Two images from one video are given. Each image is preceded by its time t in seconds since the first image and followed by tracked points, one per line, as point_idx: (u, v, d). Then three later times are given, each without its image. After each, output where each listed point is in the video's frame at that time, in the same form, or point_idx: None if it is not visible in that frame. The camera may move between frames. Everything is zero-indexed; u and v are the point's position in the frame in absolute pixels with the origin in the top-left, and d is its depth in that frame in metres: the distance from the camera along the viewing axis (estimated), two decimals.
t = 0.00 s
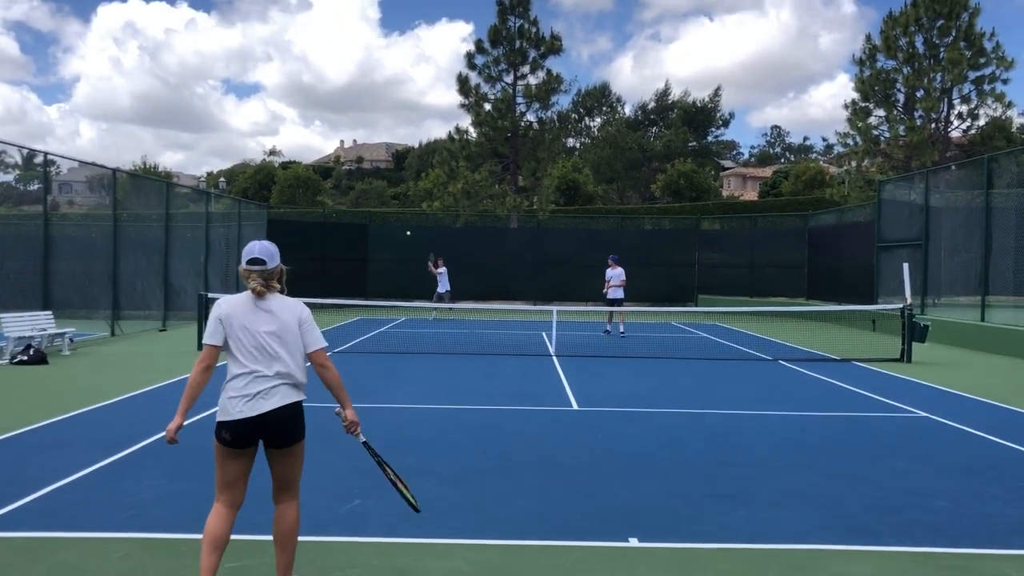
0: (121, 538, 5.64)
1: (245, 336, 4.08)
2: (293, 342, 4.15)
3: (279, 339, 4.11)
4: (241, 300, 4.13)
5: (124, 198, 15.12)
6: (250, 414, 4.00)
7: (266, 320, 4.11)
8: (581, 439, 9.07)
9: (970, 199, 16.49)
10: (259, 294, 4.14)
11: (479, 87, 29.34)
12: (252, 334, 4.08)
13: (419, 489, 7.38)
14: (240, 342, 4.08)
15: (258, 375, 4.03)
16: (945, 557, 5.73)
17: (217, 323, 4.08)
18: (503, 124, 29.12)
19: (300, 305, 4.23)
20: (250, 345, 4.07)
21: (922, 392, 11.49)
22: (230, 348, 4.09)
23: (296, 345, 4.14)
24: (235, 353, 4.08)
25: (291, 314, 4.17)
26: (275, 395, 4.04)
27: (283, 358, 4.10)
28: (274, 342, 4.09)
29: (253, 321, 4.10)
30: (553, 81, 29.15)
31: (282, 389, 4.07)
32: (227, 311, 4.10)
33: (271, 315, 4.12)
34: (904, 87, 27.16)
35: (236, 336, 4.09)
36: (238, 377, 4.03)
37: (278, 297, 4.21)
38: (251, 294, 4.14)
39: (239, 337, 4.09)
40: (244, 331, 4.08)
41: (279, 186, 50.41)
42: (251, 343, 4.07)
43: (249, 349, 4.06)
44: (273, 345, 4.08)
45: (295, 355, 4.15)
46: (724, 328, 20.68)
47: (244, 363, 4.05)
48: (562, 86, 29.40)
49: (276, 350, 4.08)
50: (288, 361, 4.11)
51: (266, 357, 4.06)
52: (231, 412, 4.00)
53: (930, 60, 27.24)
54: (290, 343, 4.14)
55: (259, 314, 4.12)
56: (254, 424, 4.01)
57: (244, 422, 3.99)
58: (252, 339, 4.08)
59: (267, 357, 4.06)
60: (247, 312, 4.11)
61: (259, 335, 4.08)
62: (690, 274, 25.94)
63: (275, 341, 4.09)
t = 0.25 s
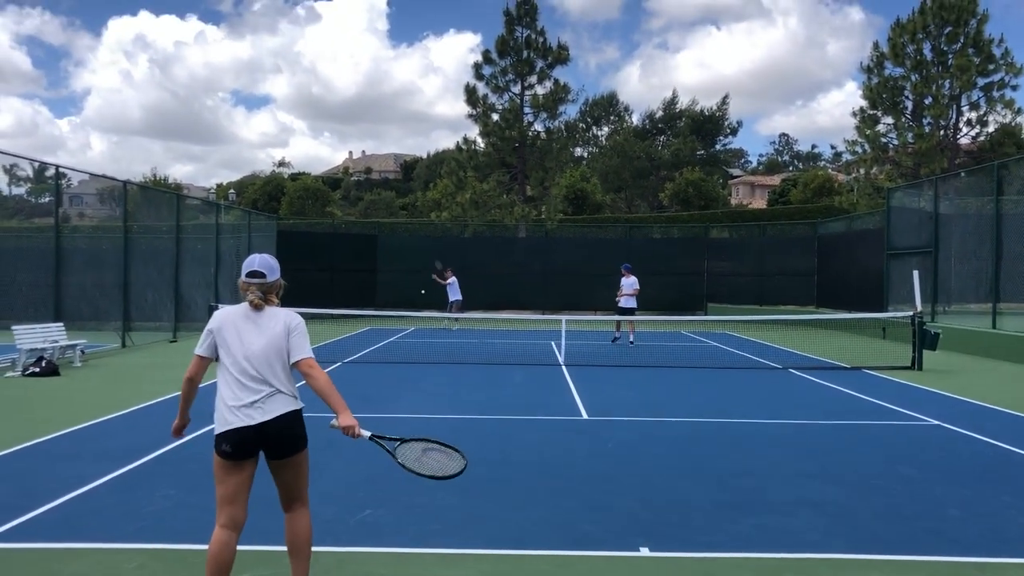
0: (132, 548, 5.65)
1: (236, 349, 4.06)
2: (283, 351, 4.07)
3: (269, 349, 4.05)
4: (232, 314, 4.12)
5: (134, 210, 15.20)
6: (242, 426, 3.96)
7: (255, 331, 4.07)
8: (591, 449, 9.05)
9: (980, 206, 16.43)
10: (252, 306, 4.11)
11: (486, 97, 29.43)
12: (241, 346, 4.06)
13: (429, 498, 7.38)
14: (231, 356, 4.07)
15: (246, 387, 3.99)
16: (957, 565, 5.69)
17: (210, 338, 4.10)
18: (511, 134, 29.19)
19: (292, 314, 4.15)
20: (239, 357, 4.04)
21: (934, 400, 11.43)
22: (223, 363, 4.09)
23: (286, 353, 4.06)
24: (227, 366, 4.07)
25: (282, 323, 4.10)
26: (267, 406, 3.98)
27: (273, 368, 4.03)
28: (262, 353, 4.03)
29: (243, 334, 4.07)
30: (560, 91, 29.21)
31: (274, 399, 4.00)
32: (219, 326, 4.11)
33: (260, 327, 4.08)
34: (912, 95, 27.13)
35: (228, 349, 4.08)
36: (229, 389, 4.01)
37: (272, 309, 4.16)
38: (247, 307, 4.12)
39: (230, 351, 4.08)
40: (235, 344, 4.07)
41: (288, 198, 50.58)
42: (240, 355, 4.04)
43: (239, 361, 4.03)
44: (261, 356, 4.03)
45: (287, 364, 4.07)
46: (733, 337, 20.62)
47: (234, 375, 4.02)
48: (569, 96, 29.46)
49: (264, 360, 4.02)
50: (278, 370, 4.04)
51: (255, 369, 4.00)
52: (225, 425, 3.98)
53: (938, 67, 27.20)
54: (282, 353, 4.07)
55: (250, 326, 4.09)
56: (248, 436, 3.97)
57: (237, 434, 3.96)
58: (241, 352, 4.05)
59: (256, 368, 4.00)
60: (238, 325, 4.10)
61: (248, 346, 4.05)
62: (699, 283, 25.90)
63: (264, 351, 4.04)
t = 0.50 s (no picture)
0: (147, 553, 5.67)
1: (255, 356, 4.07)
2: (303, 361, 4.08)
3: (288, 357, 4.05)
4: (252, 322, 4.13)
5: (146, 216, 15.28)
6: (256, 432, 3.95)
7: (275, 339, 4.08)
8: (603, 452, 9.01)
9: (994, 207, 16.33)
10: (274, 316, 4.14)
11: (496, 101, 29.45)
12: (261, 353, 4.06)
13: (441, 503, 7.37)
14: (251, 362, 4.07)
15: (264, 393, 3.98)
16: (973, 568, 5.64)
17: (231, 344, 4.11)
18: (520, 138, 29.21)
19: (314, 325, 4.17)
20: (258, 364, 4.04)
21: (948, 402, 11.35)
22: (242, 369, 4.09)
23: (306, 363, 4.07)
24: (246, 373, 4.07)
25: (303, 333, 4.12)
26: (281, 414, 3.97)
27: (291, 377, 4.03)
28: (282, 361, 4.04)
29: (264, 341, 4.08)
30: (570, 94, 29.20)
31: (289, 408, 3.99)
32: (240, 332, 4.12)
33: (282, 335, 4.09)
34: (924, 95, 27.01)
35: (247, 355, 4.08)
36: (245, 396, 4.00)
37: (294, 318, 4.18)
38: (267, 315, 4.15)
39: (250, 357, 4.08)
40: (254, 350, 4.07)
41: (298, 203, 50.72)
42: (259, 362, 4.04)
43: (257, 368, 4.02)
44: (281, 364, 4.03)
45: (305, 374, 4.08)
46: (745, 339, 20.54)
47: (252, 383, 4.02)
48: (579, 99, 29.45)
49: (284, 368, 4.03)
50: (296, 380, 4.03)
51: (273, 377, 4.00)
52: (238, 431, 3.98)
53: (949, 67, 27.07)
54: (300, 363, 4.08)
55: (271, 334, 4.10)
56: (261, 443, 3.95)
57: (251, 441, 3.95)
58: (260, 359, 4.05)
59: (274, 376, 4.00)
60: (259, 332, 4.11)
61: (268, 354, 4.05)
62: (710, 286, 25.83)
63: (283, 359, 4.04)
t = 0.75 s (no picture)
0: (161, 553, 5.69)
1: (252, 355, 4.06)
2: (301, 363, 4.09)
3: (287, 358, 4.05)
4: (251, 321, 4.12)
5: (159, 218, 15.35)
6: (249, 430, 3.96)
7: (275, 340, 4.07)
8: (614, 451, 8.99)
9: (1008, 203, 16.21)
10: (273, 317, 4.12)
11: (506, 100, 29.45)
12: (260, 353, 4.05)
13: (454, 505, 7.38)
14: (248, 362, 4.06)
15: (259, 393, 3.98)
16: (989, 566, 5.60)
17: (228, 341, 4.10)
18: (531, 137, 29.21)
19: (313, 327, 4.17)
20: (256, 364, 4.03)
21: (963, 399, 11.28)
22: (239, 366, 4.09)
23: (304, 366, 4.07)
24: (243, 372, 4.07)
25: (301, 335, 4.11)
26: (276, 413, 3.97)
27: (288, 378, 4.04)
28: (280, 362, 4.04)
29: (262, 341, 4.07)
30: (580, 93, 29.17)
31: (284, 409, 4.00)
32: (239, 330, 4.11)
33: (281, 335, 4.08)
34: (936, 91, 26.85)
35: (245, 354, 4.08)
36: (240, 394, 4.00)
37: (295, 320, 4.18)
38: (267, 315, 4.14)
39: (247, 356, 4.07)
40: (252, 349, 4.06)
41: (310, 204, 50.88)
42: (257, 362, 4.04)
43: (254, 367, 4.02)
44: (278, 365, 4.02)
45: (303, 376, 4.08)
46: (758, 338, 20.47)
47: (248, 382, 4.02)
48: (589, 98, 29.42)
49: (281, 369, 4.02)
50: (292, 381, 4.04)
51: (270, 377, 4.00)
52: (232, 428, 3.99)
53: (962, 63, 26.90)
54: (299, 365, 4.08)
55: (270, 334, 4.09)
56: (254, 441, 3.96)
57: (243, 438, 3.96)
58: (258, 358, 4.04)
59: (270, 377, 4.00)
60: (257, 332, 4.10)
61: (266, 354, 4.04)
62: (722, 284, 25.73)
63: (282, 360, 4.04)
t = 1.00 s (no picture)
0: (173, 552, 5.71)
1: (244, 361, 4.08)
2: (293, 370, 4.12)
3: (279, 364, 4.08)
4: (242, 330, 4.16)
5: (169, 218, 15.40)
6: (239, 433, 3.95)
7: (267, 347, 4.11)
8: (624, 449, 8.99)
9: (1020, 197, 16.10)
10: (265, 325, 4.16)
11: (515, 98, 29.43)
12: (251, 360, 4.08)
13: (464, 506, 7.38)
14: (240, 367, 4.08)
15: (250, 396, 3.99)
16: (1001, 563, 5.57)
17: (219, 349, 4.13)
18: (540, 135, 29.19)
19: (305, 337, 4.21)
20: (247, 369, 4.05)
21: (975, 395, 11.21)
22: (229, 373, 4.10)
23: (295, 373, 4.09)
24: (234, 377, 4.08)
25: (293, 343, 4.15)
26: (266, 416, 3.97)
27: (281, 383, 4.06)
28: (273, 367, 4.07)
29: (256, 347, 4.11)
30: (589, 90, 29.13)
31: (274, 413, 4.00)
32: (230, 339, 4.14)
33: (273, 343, 4.12)
34: (947, 85, 26.69)
35: (236, 361, 4.10)
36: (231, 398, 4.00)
37: (286, 330, 4.22)
38: (259, 324, 4.18)
39: (238, 363, 4.09)
40: (244, 356, 4.09)
41: (320, 203, 50.96)
42: (248, 367, 4.06)
43: (246, 372, 4.03)
44: (270, 371, 4.05)
45: (294, 382, 4.10)
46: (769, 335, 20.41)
47: (241, 385, 4.02)
48: (598, 95, 29.37)
49: (273, 374, 4.04)
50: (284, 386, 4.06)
51: (261, 382, 4.01)
52: (221, 432, 3.98)
53: (973, 57, 26.74)
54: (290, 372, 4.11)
55: (262, 342, 4.13)
56: (244, 444, 3.95)
57: (233, 441, 3.95)
58: (250, 364, 4.06)
59: (262, 381, 4.01)
60: (248, 340, 4.13)
61: (258, 360, 4.07)
62: (732, 280, 25.65)
63: (274, 366, 4.07)
